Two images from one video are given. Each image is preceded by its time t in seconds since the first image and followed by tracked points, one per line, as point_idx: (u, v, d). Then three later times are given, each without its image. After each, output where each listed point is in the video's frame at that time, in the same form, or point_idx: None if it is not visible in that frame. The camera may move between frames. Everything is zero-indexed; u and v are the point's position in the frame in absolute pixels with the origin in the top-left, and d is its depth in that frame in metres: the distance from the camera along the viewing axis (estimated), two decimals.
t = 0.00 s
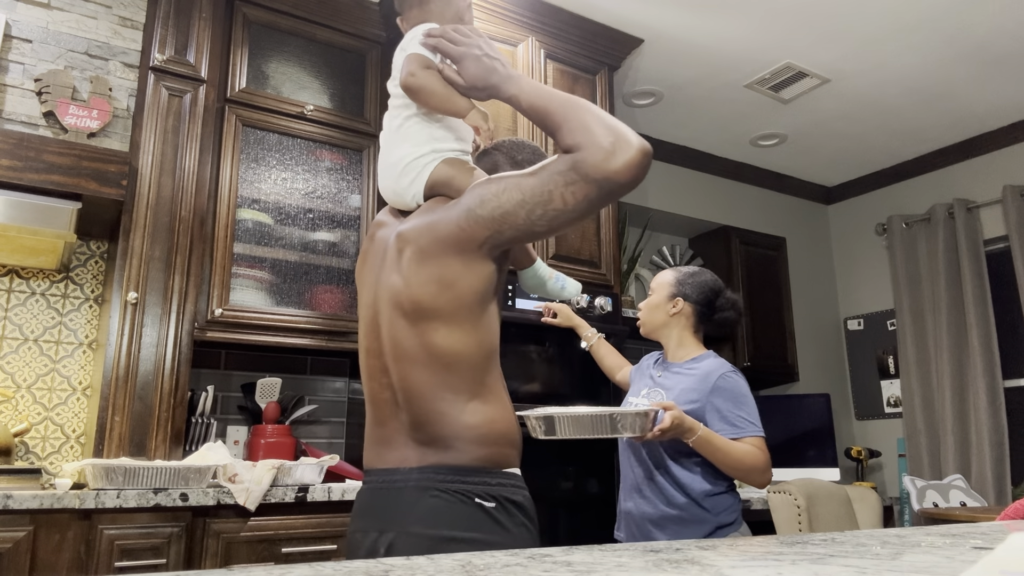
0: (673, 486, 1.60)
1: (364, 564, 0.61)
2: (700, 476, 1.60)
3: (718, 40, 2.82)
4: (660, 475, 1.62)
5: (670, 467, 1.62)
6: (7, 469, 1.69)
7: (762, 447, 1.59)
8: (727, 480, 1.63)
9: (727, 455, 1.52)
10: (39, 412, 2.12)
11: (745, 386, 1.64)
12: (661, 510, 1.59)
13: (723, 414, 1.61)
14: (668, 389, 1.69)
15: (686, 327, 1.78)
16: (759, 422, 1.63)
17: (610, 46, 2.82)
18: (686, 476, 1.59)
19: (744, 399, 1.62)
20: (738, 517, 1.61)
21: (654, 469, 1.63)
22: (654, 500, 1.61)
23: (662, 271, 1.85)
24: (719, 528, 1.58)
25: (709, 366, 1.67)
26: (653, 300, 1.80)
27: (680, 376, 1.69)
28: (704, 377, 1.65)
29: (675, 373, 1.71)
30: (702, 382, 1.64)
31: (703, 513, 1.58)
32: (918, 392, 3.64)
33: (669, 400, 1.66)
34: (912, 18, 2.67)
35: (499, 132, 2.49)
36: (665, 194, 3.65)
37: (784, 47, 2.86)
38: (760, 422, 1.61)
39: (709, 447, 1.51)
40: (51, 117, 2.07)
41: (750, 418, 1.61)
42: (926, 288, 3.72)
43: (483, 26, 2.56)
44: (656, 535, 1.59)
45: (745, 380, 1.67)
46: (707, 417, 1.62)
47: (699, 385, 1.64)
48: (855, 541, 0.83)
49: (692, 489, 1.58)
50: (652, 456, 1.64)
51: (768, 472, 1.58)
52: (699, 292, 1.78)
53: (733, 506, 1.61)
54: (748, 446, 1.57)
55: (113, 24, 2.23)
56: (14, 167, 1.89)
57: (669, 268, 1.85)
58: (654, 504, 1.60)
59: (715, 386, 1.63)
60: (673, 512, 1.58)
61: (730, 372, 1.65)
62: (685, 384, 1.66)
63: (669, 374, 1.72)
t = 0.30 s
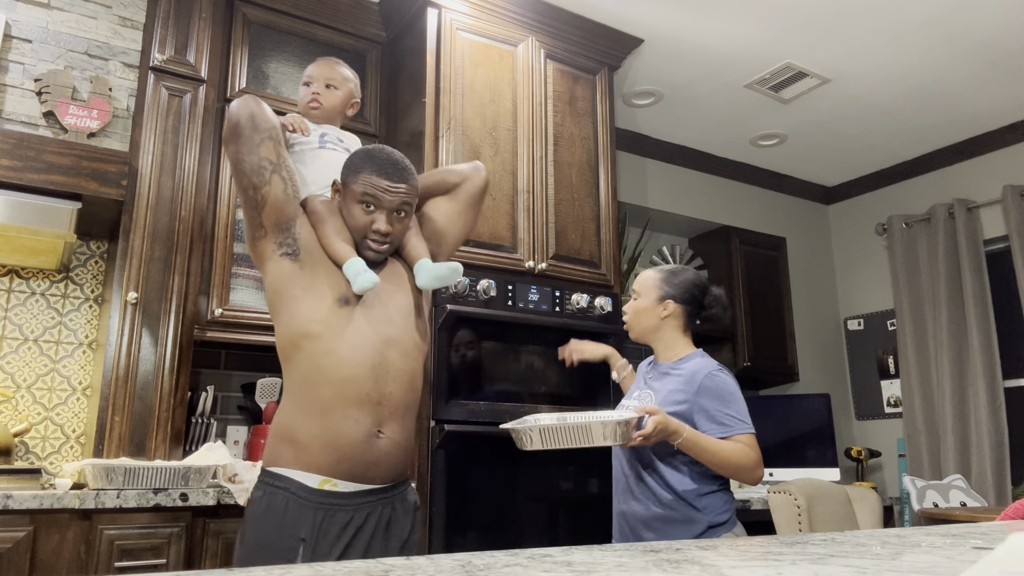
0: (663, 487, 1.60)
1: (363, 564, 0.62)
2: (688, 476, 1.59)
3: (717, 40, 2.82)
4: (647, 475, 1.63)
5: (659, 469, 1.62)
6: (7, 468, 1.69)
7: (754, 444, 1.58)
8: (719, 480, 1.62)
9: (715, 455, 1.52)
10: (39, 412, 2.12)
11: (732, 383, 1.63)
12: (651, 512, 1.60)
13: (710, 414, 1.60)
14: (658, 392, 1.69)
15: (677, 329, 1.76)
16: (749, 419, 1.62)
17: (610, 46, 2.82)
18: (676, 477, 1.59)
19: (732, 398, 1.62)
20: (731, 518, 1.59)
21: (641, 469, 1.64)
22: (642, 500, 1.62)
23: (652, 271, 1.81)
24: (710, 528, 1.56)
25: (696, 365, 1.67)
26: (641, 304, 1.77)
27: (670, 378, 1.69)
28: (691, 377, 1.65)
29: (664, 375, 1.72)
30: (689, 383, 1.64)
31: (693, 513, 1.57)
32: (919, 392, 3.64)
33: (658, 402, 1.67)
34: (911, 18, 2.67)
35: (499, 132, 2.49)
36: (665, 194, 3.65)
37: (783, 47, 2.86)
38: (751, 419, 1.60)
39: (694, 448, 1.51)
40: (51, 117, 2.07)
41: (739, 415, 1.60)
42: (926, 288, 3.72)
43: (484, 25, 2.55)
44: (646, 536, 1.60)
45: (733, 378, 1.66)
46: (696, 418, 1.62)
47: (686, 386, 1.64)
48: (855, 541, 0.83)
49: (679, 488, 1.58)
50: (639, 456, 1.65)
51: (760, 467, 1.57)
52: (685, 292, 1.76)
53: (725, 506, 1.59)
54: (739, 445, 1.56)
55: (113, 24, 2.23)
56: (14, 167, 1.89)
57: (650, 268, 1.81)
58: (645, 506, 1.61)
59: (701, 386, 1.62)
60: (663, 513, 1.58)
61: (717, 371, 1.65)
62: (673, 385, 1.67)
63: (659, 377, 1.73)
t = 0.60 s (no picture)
0: (669, 482, 1.61)
1: (364, 564, 0.62)
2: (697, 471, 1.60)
3: (717, 40, 2.82)
4: (652, 465, 1.63)
5: (666, 463, 1.62)
6: (6, 468, 1.69)
7: (757, 435, 1.57)
8: (728, 475, 1.63)
9: (720, 444, 1.52)
10: (39, 412, 2.12)
11: (735, 375, 1.63)
12: (656, 507, 1.60)
13: (714, 403, 1.60)
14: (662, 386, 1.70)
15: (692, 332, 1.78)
16: (752, 410, 1.61)
17: (610, 46, 2.82)
18: (683, 471, 1.60)
19: (735, 388, 1.61)
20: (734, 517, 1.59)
21: (647, 458, 1.65)
22: (644, 491, 1.63)
23: (672, 273, 1.75)
24: (713, 527, 1.56)
25: (697, 359, 1.68)
26: (681, 313, 1.72)
27: (673, 371, 1.70)
28: (694, 370, 1.66)
29: (667, 369, 1.73)
30: (693, 375, 1.65)
31: (697, 511, 1.57)
32: (919, 392, 3.64)
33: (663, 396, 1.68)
34: (911, 18, 2.67)
35: (500, 132, 2.49)
36: (665, 194, 3.65)
37: (783, 47, 2.86)
38: (753, 410, 1.60)
39: (700, 437, 1.51)
40: (51, 117, 2.07)
41: (742, 405, 1.60)
42: (926, 288, 3.71)
43: (484, 25, 2.55)
44: (643, 530, 1.61)
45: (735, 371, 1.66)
46: (700, 409, 1.62)
47: (689, 379, 1.65)
48: (854, 541, 0.83)
49: (682, 481, 1.59)
50: (645, 445, 1.66)
51: (764, 458, 1.57)
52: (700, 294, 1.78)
53: (729, 505, 1.59)
54: (744, 435, 1.55)
55: (113, 24, 2.23)
56: (14, 167, 1.89)
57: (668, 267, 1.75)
58: (650, 500, 1.61)
59: (704, 378, 1.63)
60: (667, 508, 1.59)
61: (719, 363, 1.65)
62: (677, 377, 1.68)
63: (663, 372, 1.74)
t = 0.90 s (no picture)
0: (668, 478, 1.61)
1: (364, 565, 0.62)
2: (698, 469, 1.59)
3: (717, 40, 2.82)
4: (653, 460, 1.63)
5: (666, 460, 1.62)
6: (7, 468, 1.69)
7: (756, 433, 1.57)
8: (729, 474, 1.62)
9: (717, 440, 1.52)
10: (39, 412, 2.12)
11: (735, 372, 1.63)
12: (654, 503, 1.60)
13: (713, 400, 1.60)
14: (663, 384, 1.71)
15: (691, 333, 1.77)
16: (751, 408, 1.61)
17: (610, 46, 2.83)
18: (683, 469, 1.59)
19: (735, 386, 1.61)
20: (734, 514, 1.59)
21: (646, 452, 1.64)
22: (644, 486, 1.63)
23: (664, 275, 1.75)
24: (712, 524, 1.56)
25: (698, 358, 1.68)
26: (670, 313, 1.72)
27: (674, 369, 1.71)
28: (695, 368, 1.66)
29: (669, 367, 1.73)
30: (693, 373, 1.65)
31: (695, 508, 1.57)
32: (919, 392, 3.64)
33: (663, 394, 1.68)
34: (911, 18, 2.67)
35: (500, 132, 2.49)
36: (665, 194, 3.65)
37: (783, 47, 2.86)
38: (753, 407, 1.59)
39: (697, 432, 1.51)
40: (51, 117, 2.07)
41: (741, 403, 1.60)
42: (926, 288, 3.71)
43: (484, 25, 2.55)
44: (643, 524, 1.61)
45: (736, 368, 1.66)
46: (700, 406, 1.62)
47: (690, 377, 1.66)
48: (854, 541, 0.83)
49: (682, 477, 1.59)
50: (645, 439, 1.66)
51: (763, 456, 1.57)
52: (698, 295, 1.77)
53: (730, 503, 1.59)
54: (743, 432, 1.55)
55: (113, 24, 2.23)
56: (15, 167, 1.89)
57: (662, 269, 1.75)
58: (649, 495, 1.61)
59: (704, 376, 1.63)
60: (666, 505, 1.59)
61: (720, 361, 1.65)
62: (678, 375, 1.69)
63: (664, 371, 1.74)
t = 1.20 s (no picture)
0: (663, 481, 1.61)
1: (365, 565, 0.62)
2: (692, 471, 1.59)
3: (717, 40, 2.82)
4: (648, 463, 1.64)
5: (661, 463, 1.62)
6: (7, 468, 1.69)
7: (752, 438, 1.58)
8: (725, 479, 1.62)
9: (709, 445, 1.52)
10: (39, 412, 2.12)
11: (733, 376, 1.63)
12: (651, 506, 1.61)
13: (708, 404, 1.60)
14: (662, 386, 1.71)
15: (683, 325, 1.78)
16: (749, 413, 1.61)
17: (610, 46, 2.83)
18: (678, 471, 1.59)
19: (732, 390, 1.61)
20: (730, 517, 1.58)
21: (642, 456, 1.65)
22: (641, 489, 1.64)
23: (655, 272, 1.82)
24: (709, 526, 1.56)
25: (697, 360, 1.68)
26: (645, 305, 1.78)
27: (674, 371, 1.71)
28: (692, 371, 1.65)
29: (668, 369, 1.74)
30: (689, 376, 1.65)
31: (691, 509, 1.57)
32: (918, 392, 3.64)
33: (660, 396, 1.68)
34: (911, 18, 2.67)
35: (500, 132, 2.49)
36: (665, 194, 3.65)
37: (783, 47, 2.87)
38: (750, 413, 1.60)
39: (687, 436, 1.51)
40: (51, 117, 2.07)
41: (737, 408, 1.60)
42: (926, 288, 3.72)
43: (484, 25, 2.55)
44: (641, 526, 1.61)
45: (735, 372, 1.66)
46: (696, 410, 1.62)
47: (687, 380, 1.65)
48: (853, 541, 0.83)
49: (676, 479, 1.59)
50: (640, 442, 1.67)
51: (757, 461, 1.57)
52: (688, 287, 1.77)
53: (725, 505, 1.58)
54: (737, 437, 1.55)
55: (113, 24, 2.23)
56: (15, 167, 1.89)
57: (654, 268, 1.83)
58: (645, 498, 1.62)
59: (701, 379, 1.63)
60: (662, 507, 1.59)
61: (718, 364, 1.65)
62: (676, 377, 1.68)
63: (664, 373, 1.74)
